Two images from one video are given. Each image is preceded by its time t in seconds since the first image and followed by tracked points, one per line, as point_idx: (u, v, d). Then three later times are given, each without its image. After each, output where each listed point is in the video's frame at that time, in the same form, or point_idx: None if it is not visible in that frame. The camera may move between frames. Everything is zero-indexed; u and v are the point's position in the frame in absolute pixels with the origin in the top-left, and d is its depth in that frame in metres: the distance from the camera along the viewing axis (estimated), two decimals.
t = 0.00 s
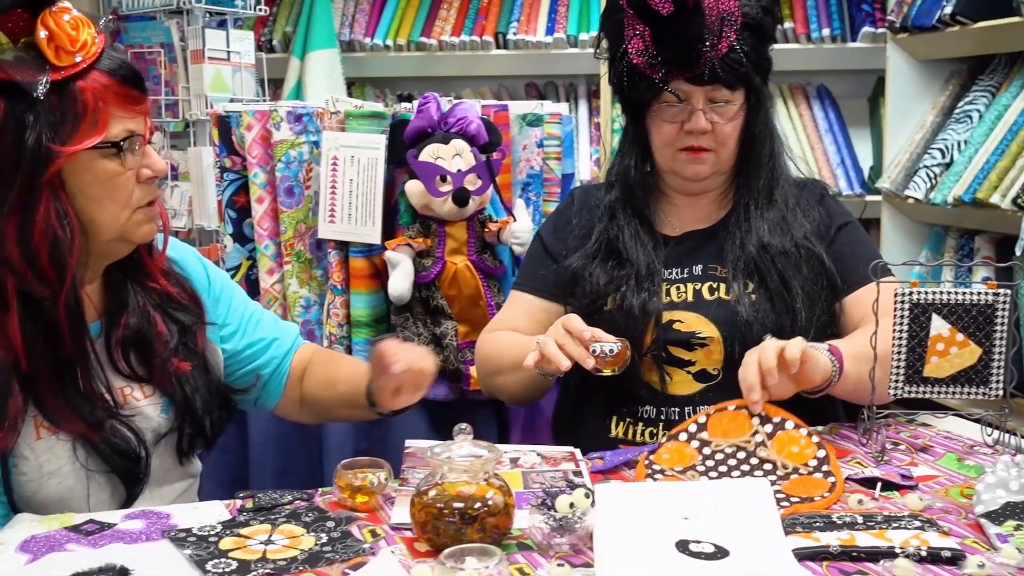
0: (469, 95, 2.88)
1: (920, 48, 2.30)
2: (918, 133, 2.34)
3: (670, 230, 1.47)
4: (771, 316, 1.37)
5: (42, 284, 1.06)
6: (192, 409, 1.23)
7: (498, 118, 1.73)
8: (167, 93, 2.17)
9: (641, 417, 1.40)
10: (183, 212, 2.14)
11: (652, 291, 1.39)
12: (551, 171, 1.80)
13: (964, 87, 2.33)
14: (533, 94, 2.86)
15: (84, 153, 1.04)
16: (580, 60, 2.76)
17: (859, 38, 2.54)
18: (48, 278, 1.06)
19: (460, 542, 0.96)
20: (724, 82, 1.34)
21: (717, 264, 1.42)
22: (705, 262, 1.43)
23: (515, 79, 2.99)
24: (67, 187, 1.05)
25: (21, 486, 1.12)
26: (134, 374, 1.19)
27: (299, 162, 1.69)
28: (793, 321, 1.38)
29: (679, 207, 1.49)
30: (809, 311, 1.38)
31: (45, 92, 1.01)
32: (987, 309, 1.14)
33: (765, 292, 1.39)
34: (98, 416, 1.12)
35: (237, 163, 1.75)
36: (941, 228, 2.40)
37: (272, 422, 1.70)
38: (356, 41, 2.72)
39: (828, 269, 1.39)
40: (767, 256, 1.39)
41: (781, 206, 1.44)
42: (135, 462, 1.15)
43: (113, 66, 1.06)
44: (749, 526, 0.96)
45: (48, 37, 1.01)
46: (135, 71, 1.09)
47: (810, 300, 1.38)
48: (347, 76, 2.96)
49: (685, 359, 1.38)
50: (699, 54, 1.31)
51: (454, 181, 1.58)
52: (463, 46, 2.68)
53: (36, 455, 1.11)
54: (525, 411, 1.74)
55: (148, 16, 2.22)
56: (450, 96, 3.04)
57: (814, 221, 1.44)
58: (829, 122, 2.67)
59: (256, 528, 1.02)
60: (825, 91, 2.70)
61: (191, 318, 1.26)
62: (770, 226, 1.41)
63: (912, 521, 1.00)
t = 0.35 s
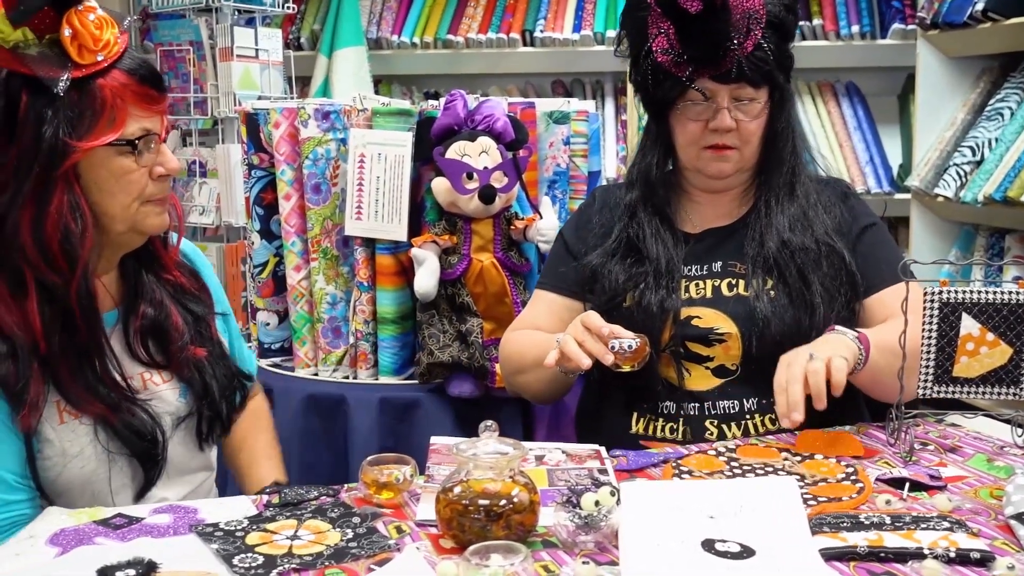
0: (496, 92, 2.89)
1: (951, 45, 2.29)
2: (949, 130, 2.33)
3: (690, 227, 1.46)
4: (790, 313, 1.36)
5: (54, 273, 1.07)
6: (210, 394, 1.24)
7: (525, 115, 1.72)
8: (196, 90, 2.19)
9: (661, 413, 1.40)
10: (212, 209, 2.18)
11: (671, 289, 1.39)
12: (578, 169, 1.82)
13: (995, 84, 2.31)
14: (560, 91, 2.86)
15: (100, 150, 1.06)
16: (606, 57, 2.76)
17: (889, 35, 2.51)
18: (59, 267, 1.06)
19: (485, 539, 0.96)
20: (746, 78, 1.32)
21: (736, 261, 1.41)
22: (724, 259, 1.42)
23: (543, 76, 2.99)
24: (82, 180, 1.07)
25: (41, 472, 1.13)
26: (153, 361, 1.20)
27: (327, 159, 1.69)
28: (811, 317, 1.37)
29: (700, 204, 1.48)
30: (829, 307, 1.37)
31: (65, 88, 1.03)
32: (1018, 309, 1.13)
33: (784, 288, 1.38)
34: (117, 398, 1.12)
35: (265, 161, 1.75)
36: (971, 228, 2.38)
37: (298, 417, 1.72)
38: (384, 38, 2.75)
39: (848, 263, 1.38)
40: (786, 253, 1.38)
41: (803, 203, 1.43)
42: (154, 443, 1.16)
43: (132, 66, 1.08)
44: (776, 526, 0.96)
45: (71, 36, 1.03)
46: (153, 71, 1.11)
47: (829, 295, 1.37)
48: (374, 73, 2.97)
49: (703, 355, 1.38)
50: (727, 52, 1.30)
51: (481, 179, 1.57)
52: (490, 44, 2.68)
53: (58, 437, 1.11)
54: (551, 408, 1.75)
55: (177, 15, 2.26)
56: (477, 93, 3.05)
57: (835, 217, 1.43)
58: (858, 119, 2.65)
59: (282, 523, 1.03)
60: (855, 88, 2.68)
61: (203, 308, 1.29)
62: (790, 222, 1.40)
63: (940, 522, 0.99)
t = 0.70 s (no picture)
0: (498, 88, 2.89)
1: (954, 40, 2.29)
2: (951, 127, 2.32)
3: (690, 224, 1.46)
4: (792, 307, 1.37)
5: (47, 259, 1.07)
6: (201, 382, 1.23)
7: (526, 111, 1.72)
8: (198, 86, 2.20)
9: (662, 410, 1.40)
10: (213, 206, 2.19)
11: (672, 289, 1.38)
12: (580, 164, 1.83)
13: (997, 80, 2.31)
14: (562, 87, 2.86)
15: (88, 137, 1.06)
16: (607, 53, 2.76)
17: (891, 31, 2.51)
18: (52, 253, 1.07)
19: (486, 535, 0.95)
20: (752, 79, 1.33)
21: (735, 257, 1.41)
22: (724, 255, 1.42)
23: (544, 72, 3.00)
24: (70, 166, 1.07)
25: (32, 458, 1.12)
26: (143, 349, 1.19)
27: (328, 155, 1.69)
28: (813, 311, 1.37)
29: (699, 202, 1.47)
30: (830, 301, 1.38)
31: (51, 77, 1.03)
32: (1019, 305, 1.13)
33: (785, 283, 1.39)
34: (108, 385, 1.12)
35: (267, 157, 1.75)
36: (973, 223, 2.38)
37: (299, 413, 1.72)
38: (385, 35, 2.74)
39: (853, 263, 1.40)
40: (787, 248, 1.39)
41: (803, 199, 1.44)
42: (145, 430, 1.15)
43: (118, 54, 1.08)
44: (777, 522, 0.96)
45: (55, 26, 1.03)
46: (139, 60, 1.11)
47: (830, 289, 1.38)
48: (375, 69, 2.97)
49: (706, 350, 1.38)
50: (740, 53, 1.30)
51: (482, 175, 1.57)
52: (492, 40, 2.68)
53: (49, 424, 1.10)
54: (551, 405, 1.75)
55: (179, 12, 2.30)
56: (478, 90, 3.05)
57: (832, 213, 1.45)
58: (860, 116, 2.64)
59: (283, 519, 1.03)
60: (856, 84, 2.68)
61: (194, 297, 1.28)
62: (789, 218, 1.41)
63: (941, 518, 0.99)
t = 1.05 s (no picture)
0: (481, 85, 2.89)
1: (933, 37, 2.30)
2: (930, 124, 2.35)
3: (667, 219, 1.47)
4: (766, 297, 1.36)
5: (22, 259, 1.06)
6: (178, 381, 1.23)
7: (508, 108, 1.73)
8: (178, 83, 2.20)
9: (644, 402, 1.41)
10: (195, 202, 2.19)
11: (648, 283, 1.39)
12: (562, 162, 1.80)
13: (977, 77, 2.34)
14: (544, 85, 2.86)
15: (62, 133, 1.05)
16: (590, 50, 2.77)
17: (872, 28, 2.53)
18: (26, 252, 1.06)
19: (469, 532, 0.95)
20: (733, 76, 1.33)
21: (711, 249, 1.42)
22: (700, 248, 1.43)
23: (527, 69, 3.01)
24: (44, 164, 1.06)
25: (8, 458, 1.12)
26: (118, 348, 1.19)
27: (309, 152, 1.69)
28: (787, 300, 1.37)
29: (677, 196, 1.48)
30: (801, 288, 1.37)
31: (23, 73, 1.02)
32: (999, 300, 1.14)
33: (759, 272, 1.39)
34: (84, 386, 1.12)
35: (248, 154, 1.75)
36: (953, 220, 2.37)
37: (280, 411, 1.72)
38: (367, 31, 2.75)
39: (824, 247, 1.39)
40: (759, 239, 1.39)
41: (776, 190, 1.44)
42: (121, 431, 1.15)
43: (92, 50, 1.07)
44: (758, 518, 0.96)
45: (28, 22, 1.02)
46: (113, 56, 1.10)
47: (803, 277, 1.38)
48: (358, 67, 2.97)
49: (684, 344, 1.38)
50: (718, 47, 1.29)
51: (464, 172, 1.57)
52: (474, 36, 2.69)
53: (23, 426, 1.10)
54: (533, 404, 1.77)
55: (160, 7, 2.29)
56: (461, 86, 3.06)
57: (805, 202, 1.44)
58: (841, 112, 2.65)
59: (265, 517, 1.02)
60: (837, 80, 2.69)
61: (170, 294, 1.27)
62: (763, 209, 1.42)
63: (921, 513, 0.99)
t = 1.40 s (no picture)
0: (446, 81, 2.90)
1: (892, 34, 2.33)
2: (891, 120, 2.38)
3: (624, 216, 1.48)
4: (720, 291, 1.38)
5: None
6: (139, 381, 1.21)
7: (472, 104, 1.74)
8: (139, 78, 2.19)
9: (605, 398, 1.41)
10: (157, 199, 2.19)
11: (608, 278, 1.39)
12: (526, 157, 1.83)
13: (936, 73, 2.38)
14: (508, 80, 2.89)
15: (15, 133, 1.04)
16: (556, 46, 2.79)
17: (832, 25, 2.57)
18: None
19: (434, 529, 0.94)
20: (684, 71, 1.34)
21: (667, 245, 1.43)
22: (656, 245, 1.44)
23: (491, 65, 3.02)
24: None
25: None
26: (78, 349, 1.17)
27: (273, 148, 1.68)
28: (739, 294, 1.38)
29: (632, 192, 1.49)
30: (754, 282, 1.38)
31: None
32: (958, 294, 1.16)
33: (714, 266, 1.40)
34: (40, 388, 1.10)
35: (211, 150, 1.73)
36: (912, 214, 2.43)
37: (244, 409, 1.71)
38: (331, 27, 2.74)
39: (770, 235, 1.39)
40: (710, 233, 1.40)
41: (725, 183, 1.46)
42: (82, 433, 1.13)
43: (46, 47, 1.06)
44: (722, 511, 0.96)
45: None
46: (69, 53, 1.08)
47: (754, 269, 1.39)
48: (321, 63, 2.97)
49: (644, 341, 1.39)
50: (668, 44, 1.31)
51: (429, 168, 1.58)
52: (438, 32, 2.70)
53: None
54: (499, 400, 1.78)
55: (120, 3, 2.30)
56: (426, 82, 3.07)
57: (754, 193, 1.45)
58: (802, 109, 2.67)
59: (229, 516, 1.01)
60: (799, 77, 2.70)
61: (131, 293, 1.25)
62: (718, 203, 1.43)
63: (882, 504, 1.00)
